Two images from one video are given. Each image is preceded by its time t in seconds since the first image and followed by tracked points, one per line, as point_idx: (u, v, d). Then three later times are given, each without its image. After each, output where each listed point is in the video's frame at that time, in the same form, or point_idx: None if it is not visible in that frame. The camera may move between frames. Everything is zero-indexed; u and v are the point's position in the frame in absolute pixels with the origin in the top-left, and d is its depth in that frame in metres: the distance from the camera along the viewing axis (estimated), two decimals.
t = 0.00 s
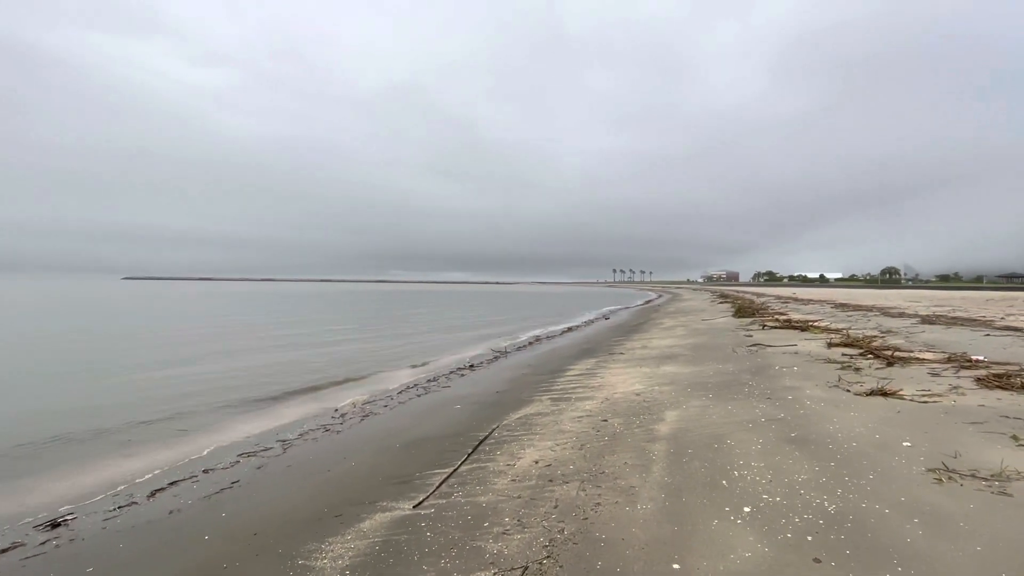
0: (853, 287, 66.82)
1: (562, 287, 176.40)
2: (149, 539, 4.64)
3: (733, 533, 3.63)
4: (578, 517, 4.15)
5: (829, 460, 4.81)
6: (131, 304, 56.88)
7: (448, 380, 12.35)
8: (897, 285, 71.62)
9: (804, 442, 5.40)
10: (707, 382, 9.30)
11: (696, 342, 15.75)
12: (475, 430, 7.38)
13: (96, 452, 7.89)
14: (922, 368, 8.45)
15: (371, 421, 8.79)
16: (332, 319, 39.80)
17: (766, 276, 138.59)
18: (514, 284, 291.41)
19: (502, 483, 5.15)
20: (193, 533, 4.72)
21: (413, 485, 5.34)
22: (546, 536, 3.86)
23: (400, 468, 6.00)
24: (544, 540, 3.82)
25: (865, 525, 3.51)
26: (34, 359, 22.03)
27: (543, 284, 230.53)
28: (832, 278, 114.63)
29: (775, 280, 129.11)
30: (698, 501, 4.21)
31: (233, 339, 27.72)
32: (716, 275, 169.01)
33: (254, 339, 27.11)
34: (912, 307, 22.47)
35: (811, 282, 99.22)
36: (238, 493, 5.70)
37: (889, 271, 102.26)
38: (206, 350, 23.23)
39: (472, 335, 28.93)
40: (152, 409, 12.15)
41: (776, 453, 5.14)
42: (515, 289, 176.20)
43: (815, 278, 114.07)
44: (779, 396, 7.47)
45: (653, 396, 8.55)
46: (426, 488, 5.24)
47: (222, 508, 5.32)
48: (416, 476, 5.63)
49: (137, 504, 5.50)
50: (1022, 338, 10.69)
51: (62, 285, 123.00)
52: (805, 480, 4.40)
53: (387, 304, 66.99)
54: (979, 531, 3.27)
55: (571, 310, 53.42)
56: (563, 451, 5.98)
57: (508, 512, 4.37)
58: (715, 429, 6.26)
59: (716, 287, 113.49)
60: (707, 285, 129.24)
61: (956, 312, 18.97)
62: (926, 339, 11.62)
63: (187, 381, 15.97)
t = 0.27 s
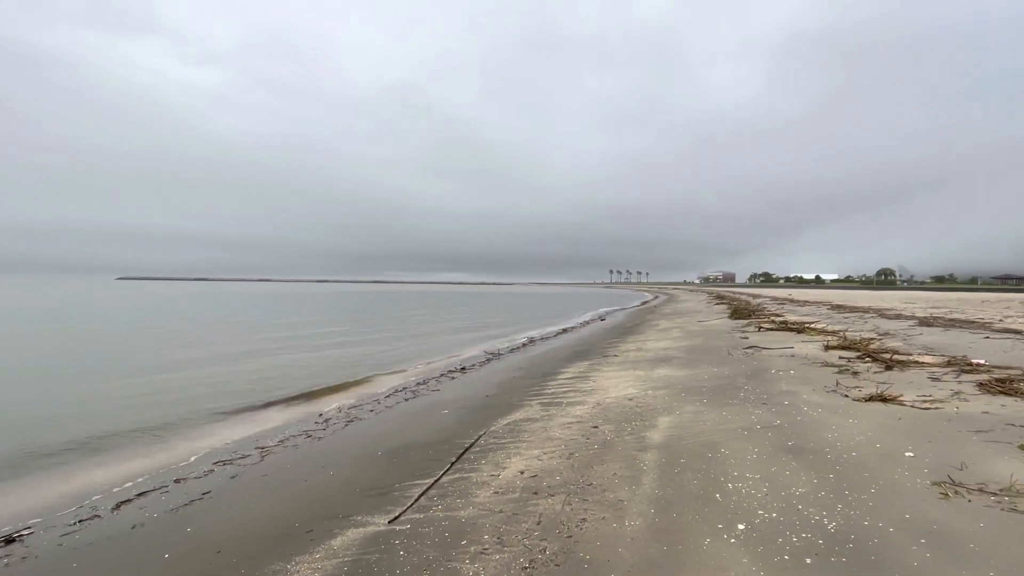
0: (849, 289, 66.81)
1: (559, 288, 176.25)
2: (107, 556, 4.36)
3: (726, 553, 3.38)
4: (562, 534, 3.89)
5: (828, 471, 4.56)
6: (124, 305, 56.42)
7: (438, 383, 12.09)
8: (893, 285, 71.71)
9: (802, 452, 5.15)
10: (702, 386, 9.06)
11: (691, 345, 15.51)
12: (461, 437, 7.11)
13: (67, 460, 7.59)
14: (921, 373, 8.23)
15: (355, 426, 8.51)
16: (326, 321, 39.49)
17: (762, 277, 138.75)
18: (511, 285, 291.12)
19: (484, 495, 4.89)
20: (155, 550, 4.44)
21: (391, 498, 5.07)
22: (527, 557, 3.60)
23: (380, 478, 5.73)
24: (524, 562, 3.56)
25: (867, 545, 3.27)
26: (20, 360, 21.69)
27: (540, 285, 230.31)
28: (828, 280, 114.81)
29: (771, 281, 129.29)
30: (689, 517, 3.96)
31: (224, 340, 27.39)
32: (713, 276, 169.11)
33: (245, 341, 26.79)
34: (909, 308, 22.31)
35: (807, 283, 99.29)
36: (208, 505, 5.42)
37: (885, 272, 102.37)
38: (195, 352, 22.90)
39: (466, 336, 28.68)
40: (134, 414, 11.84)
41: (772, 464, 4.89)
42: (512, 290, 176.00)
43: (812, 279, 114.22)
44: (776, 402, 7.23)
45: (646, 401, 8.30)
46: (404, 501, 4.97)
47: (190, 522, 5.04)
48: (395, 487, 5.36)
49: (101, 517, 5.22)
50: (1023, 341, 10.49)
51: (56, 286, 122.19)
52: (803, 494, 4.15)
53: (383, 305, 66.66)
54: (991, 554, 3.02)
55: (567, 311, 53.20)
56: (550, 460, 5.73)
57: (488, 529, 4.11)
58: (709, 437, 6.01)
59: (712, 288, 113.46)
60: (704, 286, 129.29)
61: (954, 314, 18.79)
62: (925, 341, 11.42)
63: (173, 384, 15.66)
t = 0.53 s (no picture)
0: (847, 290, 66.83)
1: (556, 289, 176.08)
2: None
3: None
4: (545, 555, 3.62)
5: (829, 484, 4.30)
6: (117, 306, 55.92)
7: (427, 387, 11.79)
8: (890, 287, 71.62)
9: (801, 462, 4.89)
10: (697, 390, 8.80)
11: (687, 347, 15.26)
12: (446, 445, 6.82)
13: (37, 469, 7.29)
14: (923, 377, 7.99)
15: (339, 433, 8.22)
16: (320, 322, 39.13)
17: (759, 279, 138.82)
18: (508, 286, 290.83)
19: (466, 509, 4.61)
20: (112, 569, 4.16)
21: (367, 511, 4.80)
22: None
23: (358, 490, 5.44)
24: None
25: (872, 569, 3.02)
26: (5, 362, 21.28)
27: (537, 286, 230.04)
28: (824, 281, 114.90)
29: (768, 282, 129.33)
30: (681, 536, 3.69)
31: (215, 343, 27.02)
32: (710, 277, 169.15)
33: (236, 343, 26.42)
34: (907, 310, 22.11)
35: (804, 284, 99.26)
36: (176, 518, 5.13)
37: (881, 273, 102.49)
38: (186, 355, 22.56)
39: (461, 338, 28.38)
40: (114, 419, 11.50)
41: (769, 476, 4.64)
42: (509, 291, 175.78)
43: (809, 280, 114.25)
44: (773, 408, 6.97)
45: (640, 406, 8.03)
46: (381, 514, 4.70)
47: (154, 537, 4.76)
48: (373, 500, 5.08)
49: (61, 532, 4.94)
50: None
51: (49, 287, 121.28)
52: (803, 510, 3.89)
53: (379, 306, 66.26)
54: None
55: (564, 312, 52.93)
56: (537, 470, 5.46)
57: (467, 548, 3.84)
58: (704, 445, 5.76)
59: (710, 289, 113.40)
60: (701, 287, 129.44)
61: (953, 316, 18.59)
62: (925, 344, 11.18)
63: (158, 388, 15.32)
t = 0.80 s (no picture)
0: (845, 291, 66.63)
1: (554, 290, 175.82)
2: None
3: None
4: None
5: (833, 499, 4.02)
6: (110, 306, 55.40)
7: (417, 390, 11.47)
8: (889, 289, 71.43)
9: (803, 474, 4.61)
10: (694, 395, 8.49)
11: (684, 350, 14.95)
12: (431, 453, 6.52)
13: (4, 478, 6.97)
14: (927, 381, 7.72)
15: (322, 439, 7.91)
16: (314, 324, 38.73)
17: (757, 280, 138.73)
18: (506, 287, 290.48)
19: (445, 525, 4.32)
20: None
21: (341, 527, 4.50)
22: None
23: (334, 502, 5.14)
24: None
25: None
26: None
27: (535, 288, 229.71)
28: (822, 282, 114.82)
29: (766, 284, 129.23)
30: (675, 559, 3.39)
31: (205, 344, 26.62)
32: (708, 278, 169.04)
33: (227, 345, 26.03)
34: (906, 312, 21.88)
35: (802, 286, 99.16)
36: (140, 533, 4.84)
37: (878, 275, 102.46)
38: (177, 357, 22.24)
39: (457, 340, 28.07)
40: (94, 423, 11.14)
41: (770, 489, 4.35)
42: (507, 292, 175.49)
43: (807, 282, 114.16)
44: (773, 415, 6.68)
45: (634, 412, 7.73)
46: (355, 531, 4.41)
47: (113, 554, 4.46)
48: (348, 514, 4.78)
49: (16, 548, 4.64)
50: None
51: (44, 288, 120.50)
52: (806, 528, 3.60)
53: (375, 308, 65.80)
54: None
55: (561, 314, 52.67)
56: (524, 481, 5.16)
57: (442, 570, 3.55)
58: (700, 454, 5.47)
59: (708, 291, 113.28)
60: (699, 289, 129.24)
61: (953, 318, 18.34)
62: (927, 347, 10.91)
63: (143, 392, 14.94)
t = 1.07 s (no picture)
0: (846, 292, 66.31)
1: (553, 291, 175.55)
2: None
3: None
4: None
5: (837, 518, 3.75)
6: (107, 306, 54.97)
7: (408, 395, 11.18)
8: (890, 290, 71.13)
9: (805, 488, 4.34)
10: (691, 400, 8.21)
11: (682, 352, 14.68)
12: (416, 464, 6.25)
13: None
14: (933, 386, 7.44)
15: (305, 448, 7.62)
16: (311, 325, 38.39)
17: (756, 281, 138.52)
18: (506, 288, 290.11)
19: (422, 545, 4.04)
20: None
21: (313, 547, 4.22)
22: None
23: (309, 518, 4.86)
24: None
25: None
26: None
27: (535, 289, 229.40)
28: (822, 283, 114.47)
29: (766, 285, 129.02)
30: None
31: (199, 345, 26.28)
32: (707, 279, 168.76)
33: (221, 346, 25.71)
34: (907, 314, 21.65)
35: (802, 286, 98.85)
36: (101, 551, 4.56)
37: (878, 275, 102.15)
38: (169, 358, 21.97)
39: (454, 342, 27.79)
40: (76, 428, 10.85)
41: (770, 505, 4.08)
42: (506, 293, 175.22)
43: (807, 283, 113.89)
44: (773, 422, 6.41)
45: (629, 418, 7.45)
46: (326, 551, 4.13)
47: None
48: (322, 532, 4.51)
49: None
50: None
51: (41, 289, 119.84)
52: (808, 551, 3.34)
53: (373, 308, 65.40)
54: None
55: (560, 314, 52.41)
56: (509, 496, 4.89)
57: None
58: (696, 466, 5.20)
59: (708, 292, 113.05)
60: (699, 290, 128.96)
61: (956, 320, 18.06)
62: (931, 350, 10.64)
63: (130, 396, 14.63)
